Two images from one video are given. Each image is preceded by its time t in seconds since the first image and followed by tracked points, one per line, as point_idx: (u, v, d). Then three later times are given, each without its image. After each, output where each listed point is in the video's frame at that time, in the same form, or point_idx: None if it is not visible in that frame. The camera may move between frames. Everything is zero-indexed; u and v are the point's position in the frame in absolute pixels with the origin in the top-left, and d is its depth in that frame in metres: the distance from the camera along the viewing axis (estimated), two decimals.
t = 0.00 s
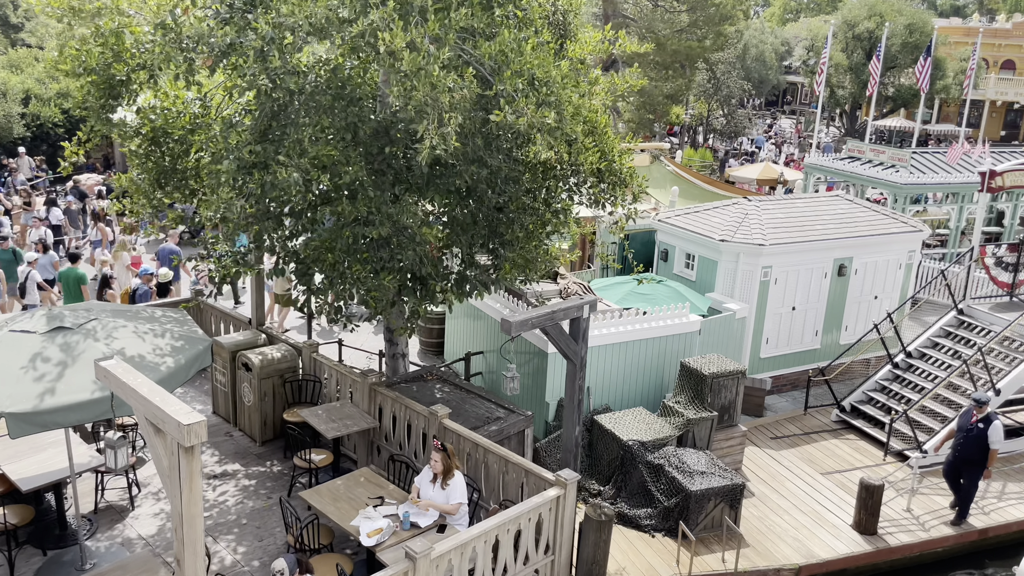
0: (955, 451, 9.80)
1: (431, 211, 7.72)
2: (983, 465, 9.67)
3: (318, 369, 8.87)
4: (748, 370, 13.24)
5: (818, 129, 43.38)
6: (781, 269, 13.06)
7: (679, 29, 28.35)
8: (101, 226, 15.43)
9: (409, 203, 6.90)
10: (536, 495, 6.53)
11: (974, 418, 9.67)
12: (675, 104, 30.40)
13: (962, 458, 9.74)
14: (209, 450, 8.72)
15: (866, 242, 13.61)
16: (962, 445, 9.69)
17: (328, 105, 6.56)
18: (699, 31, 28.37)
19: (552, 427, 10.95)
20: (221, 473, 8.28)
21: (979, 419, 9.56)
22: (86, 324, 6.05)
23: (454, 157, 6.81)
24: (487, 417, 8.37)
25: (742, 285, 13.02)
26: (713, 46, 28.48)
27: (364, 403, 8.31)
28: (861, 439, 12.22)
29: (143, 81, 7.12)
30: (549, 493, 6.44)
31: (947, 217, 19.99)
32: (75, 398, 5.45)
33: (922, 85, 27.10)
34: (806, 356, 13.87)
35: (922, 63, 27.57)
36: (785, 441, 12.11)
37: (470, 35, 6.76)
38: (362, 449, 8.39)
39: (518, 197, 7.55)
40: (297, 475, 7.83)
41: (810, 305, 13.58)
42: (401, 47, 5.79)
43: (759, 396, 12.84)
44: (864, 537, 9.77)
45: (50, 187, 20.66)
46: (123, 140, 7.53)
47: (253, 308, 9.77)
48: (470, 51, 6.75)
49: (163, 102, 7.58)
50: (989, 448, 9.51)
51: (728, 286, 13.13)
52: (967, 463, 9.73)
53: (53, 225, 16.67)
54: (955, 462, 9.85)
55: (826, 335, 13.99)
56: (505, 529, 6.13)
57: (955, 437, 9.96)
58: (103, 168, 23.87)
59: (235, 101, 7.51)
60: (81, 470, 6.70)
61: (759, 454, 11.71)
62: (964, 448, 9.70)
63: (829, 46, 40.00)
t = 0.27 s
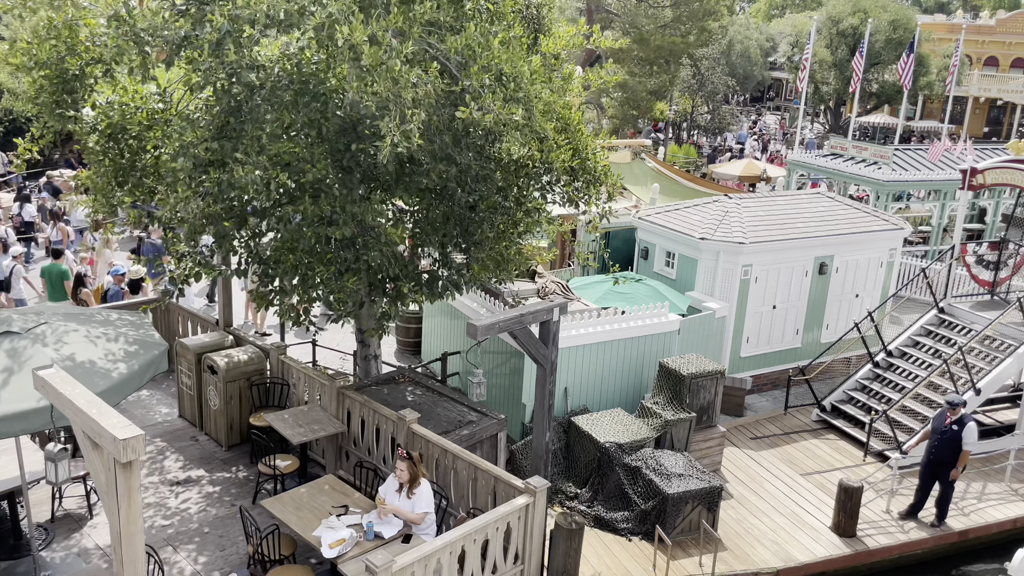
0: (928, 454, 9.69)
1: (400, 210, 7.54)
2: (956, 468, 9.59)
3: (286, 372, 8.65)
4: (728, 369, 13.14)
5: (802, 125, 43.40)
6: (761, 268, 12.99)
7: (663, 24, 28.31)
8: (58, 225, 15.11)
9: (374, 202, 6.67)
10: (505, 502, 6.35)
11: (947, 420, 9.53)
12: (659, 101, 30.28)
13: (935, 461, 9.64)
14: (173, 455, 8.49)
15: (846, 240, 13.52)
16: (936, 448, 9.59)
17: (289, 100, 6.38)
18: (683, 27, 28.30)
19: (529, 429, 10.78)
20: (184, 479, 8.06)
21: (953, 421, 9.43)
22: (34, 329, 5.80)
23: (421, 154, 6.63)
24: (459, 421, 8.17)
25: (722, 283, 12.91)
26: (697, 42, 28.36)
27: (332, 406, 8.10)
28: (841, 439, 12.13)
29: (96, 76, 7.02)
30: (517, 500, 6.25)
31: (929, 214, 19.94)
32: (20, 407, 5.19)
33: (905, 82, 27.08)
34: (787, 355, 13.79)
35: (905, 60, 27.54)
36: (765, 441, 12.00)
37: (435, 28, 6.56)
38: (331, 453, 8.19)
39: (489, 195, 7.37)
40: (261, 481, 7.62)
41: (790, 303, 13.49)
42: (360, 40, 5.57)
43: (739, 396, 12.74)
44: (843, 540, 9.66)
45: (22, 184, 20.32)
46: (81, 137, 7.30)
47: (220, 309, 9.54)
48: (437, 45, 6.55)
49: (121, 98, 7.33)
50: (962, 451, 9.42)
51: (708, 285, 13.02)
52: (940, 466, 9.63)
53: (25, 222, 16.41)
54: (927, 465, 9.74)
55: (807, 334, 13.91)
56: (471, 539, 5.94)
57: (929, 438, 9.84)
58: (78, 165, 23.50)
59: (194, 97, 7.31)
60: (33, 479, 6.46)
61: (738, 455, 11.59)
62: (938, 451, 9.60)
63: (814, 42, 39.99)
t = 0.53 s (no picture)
0: (899, 453, 9.58)
1: (368, 208, 7.35)
2: (928, 467, 9.48)
3: (253, 375, 8.44)
4: (707, 367, 13.04)
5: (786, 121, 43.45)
6: (741, 265, 12.88)
7: (646, 19, 28.42)
8: (22, 224, 14.93)
9: (338, 200, 6.44)
10: (472, 510, 6.18)
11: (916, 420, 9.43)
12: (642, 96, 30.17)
13: (907, 460, 9.53)
14: (136, 461, 8.26)
15: (826, 237, 13.44)
16: (907, 447, 9.47)
17: (249, 95, 6.21)
18: (666, 22, 28.25)
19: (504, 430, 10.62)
20: (146, 486, 7.84)
21: (923, 420, 9.34)
22: None
23: (385, 151, 6.43)
24: (430, 424, 7.97)
25: (702, 281, 12.81)
26: (679, 37, 28.29)
27: (299, 410, 7.90)
28: (820, 438, 12.05)
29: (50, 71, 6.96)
30: (485, 509, 6.08)
31: (911, 210, 19.88)
32: None
33: (887, 77, 27.07)
34: (766, 353, 13.71)
35: (887, 55, 27.52)
36: (745, 440, 11.90)
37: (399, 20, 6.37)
38: (298, 458, 7.99)
39: (458, 194, 7.20)
40: (225, 488, 7.41)
41: (770, 301, 13.40)
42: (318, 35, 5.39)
43: (718, 394, 12.65)
44: (821, 541, 9.56)
45: None
46: (36, 132, 7.37)
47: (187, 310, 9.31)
48: (400, 39, 6.26)
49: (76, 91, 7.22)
50: (934, 448, 9.32)
51: (687, 283, 12.91)
52: (912, 465, 9.52)
53: None
54: (899, 464, 9.64)
55: (786, 331, 13.83)
56: (436, 549, 5.76)
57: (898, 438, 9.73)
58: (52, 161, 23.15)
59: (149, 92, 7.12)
60: None
61: (717, 454, 11.48)
62: (909, 451, 9.48)
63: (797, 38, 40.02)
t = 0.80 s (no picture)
0: (870, 454, 9.46)
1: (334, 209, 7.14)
2: (900, 467, 9.34)
3: (216, 380, 8.21)
4: (686, 366, 12.91)
5: (768, 116, 43.44)
6: (720, 263, 12.74)
7: (627, 14, 28.10)
8: None
9: (297, 200, 6.18)
10: (437, 521, 5.99)
11: (885, 419, 9.32)
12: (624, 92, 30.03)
13: (878, 460, 9.40)
14: (95, 469, 8.02)
15: (805, 234, 13.34)
16: (878, 447, 9.35)
17: (203, 92, 6.03)
18: (647, 17, 28.16)
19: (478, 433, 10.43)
20: (104, 495, 7.60)
21: (892, 419, 9.23)
22: None
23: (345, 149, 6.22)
24: (398, 429, 7.76)
25: (680, 279, 12.68)
26: (661, 32, 28.16)
27: (263, 416, 7.69)
28: (799, 437, 11.96)
29: None
30: (450, 520, 5.90)
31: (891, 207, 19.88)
32: None
33: (867, 73, 27.04)
34: (745, 351, 13.60)
35: (868, 51, 27.49)
36: (723, 440, 11.78)
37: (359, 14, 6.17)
38: (263, 465, 7.78)
39: (424, 193, 6.99)
40: (185, 497, 7.18)
41: (749, 299, 13.28)
42: (271, 28, 5.16)
43: (696, 394, 12.55)
44: (799, 543, 9.44)
45: None
46: None
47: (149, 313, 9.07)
48: (360, 33, 6.14)
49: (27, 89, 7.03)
50: (904, 447, 9.18)
51: (665, 281, 12.77)
52: (884, 465, 9.39)
53: None
54: (870, 464, 9.52)
55: (765, 330, 13.72)
56: (399, 562, 5.57)
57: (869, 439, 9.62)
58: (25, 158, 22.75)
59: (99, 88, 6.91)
60: None
61: (695, 455, 11.35)
62: (879, 451, 9.36)
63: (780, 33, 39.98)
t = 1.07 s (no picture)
0: (842, 456, 9.29)
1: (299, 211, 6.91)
2: (872, 470, 9.16)
3: (178, 386, 7.97)
4: (664, 367, 12.78)
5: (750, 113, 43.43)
6: (698, 262, 12.63)
7: (607, 11, 27.88)
8: None
9: (253, 203, 6.03)
10: (401, 534, 5.79)
11: (856, 422, 9.16)
12: (606, 88, 29.85)
13: (850, 463, 9.23)
14: (51, 479, 7.75)
15: (783, 232, 13.23)
16: (849, 450, 9.18)
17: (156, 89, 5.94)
18: (628, 13, 27.95)
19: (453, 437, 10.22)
20: (60, 507, 7.34)
21: (863, 421, 9.06)
22: None
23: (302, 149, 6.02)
24: (365, 437, 7.54)
25: (658, 279, 12.55)
26: (641, 28, 28.03)
27: (225, 424, 7.46)
28: (778, 437, 11.85)
29: None
30: (414, 533, 5.70)
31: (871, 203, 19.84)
32: None
33: (848, 69, 27.01)
34: (724, 351, 13.47)
35: (848, 47, 27.46)
36: (701, 441, 11.65)
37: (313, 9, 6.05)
38: (226, 474, 7.56)
39: (388, 193, 6.79)
40: (143, 509, 6.94)
41: (728, 298, 13.17)
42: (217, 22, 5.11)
43: (675, 394, 12.42)
44: (777, 546, 9.31)
45: None
46: None
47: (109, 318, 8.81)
48: (315, 28, 5.99)
49: None
50: (876, 449, 8.99)
51: (643, 281, 12.63)
52: (856, 467, 9.21)
53: None
54: (844, 467, 9.35)
55: (745, 329, 13.61)
56: None
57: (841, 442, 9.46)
58: None
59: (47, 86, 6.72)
60: None
61: (673, 456, 11.21)
62: (851, 454, 9.19)
63: (761, 29, 39.95)
